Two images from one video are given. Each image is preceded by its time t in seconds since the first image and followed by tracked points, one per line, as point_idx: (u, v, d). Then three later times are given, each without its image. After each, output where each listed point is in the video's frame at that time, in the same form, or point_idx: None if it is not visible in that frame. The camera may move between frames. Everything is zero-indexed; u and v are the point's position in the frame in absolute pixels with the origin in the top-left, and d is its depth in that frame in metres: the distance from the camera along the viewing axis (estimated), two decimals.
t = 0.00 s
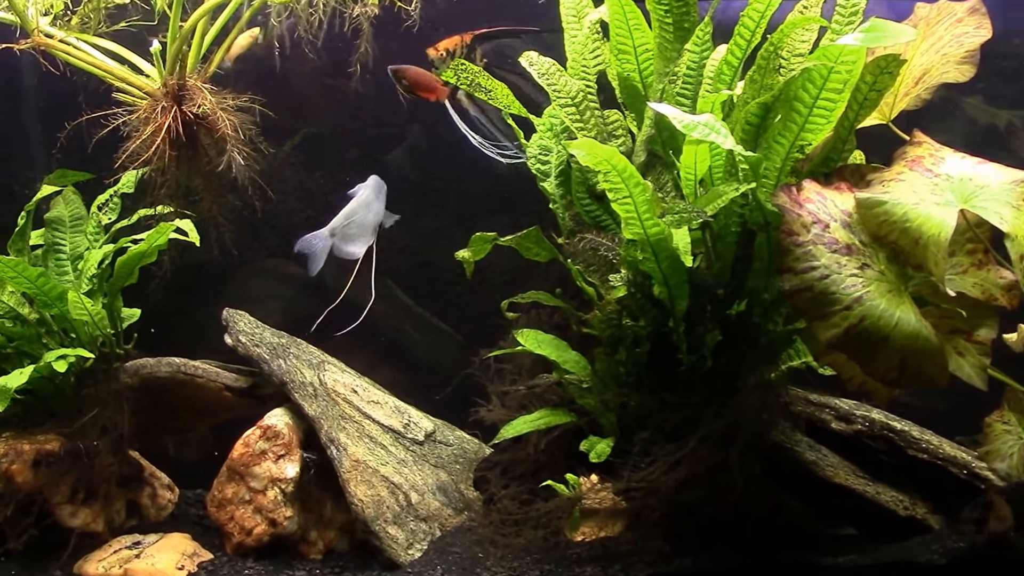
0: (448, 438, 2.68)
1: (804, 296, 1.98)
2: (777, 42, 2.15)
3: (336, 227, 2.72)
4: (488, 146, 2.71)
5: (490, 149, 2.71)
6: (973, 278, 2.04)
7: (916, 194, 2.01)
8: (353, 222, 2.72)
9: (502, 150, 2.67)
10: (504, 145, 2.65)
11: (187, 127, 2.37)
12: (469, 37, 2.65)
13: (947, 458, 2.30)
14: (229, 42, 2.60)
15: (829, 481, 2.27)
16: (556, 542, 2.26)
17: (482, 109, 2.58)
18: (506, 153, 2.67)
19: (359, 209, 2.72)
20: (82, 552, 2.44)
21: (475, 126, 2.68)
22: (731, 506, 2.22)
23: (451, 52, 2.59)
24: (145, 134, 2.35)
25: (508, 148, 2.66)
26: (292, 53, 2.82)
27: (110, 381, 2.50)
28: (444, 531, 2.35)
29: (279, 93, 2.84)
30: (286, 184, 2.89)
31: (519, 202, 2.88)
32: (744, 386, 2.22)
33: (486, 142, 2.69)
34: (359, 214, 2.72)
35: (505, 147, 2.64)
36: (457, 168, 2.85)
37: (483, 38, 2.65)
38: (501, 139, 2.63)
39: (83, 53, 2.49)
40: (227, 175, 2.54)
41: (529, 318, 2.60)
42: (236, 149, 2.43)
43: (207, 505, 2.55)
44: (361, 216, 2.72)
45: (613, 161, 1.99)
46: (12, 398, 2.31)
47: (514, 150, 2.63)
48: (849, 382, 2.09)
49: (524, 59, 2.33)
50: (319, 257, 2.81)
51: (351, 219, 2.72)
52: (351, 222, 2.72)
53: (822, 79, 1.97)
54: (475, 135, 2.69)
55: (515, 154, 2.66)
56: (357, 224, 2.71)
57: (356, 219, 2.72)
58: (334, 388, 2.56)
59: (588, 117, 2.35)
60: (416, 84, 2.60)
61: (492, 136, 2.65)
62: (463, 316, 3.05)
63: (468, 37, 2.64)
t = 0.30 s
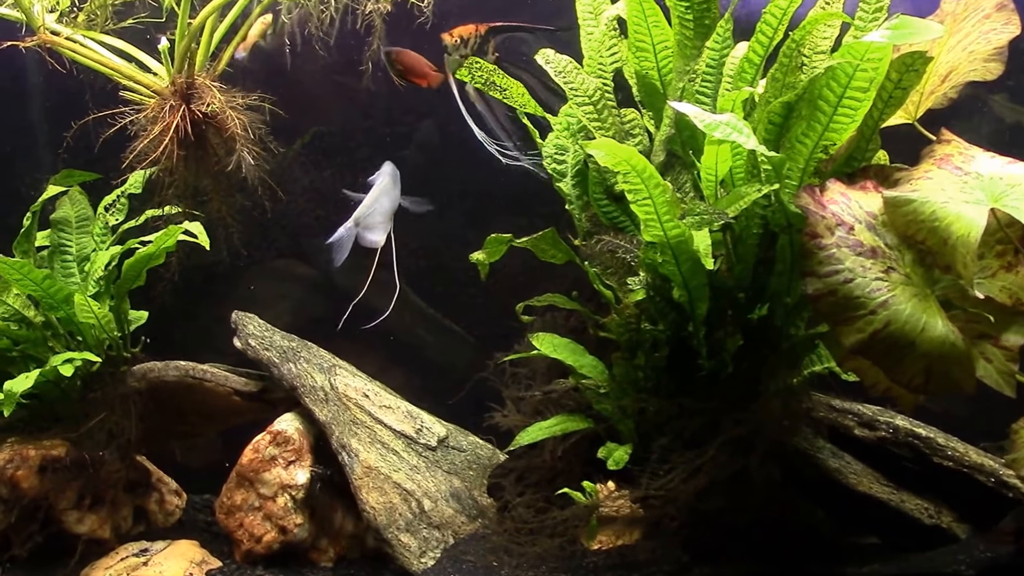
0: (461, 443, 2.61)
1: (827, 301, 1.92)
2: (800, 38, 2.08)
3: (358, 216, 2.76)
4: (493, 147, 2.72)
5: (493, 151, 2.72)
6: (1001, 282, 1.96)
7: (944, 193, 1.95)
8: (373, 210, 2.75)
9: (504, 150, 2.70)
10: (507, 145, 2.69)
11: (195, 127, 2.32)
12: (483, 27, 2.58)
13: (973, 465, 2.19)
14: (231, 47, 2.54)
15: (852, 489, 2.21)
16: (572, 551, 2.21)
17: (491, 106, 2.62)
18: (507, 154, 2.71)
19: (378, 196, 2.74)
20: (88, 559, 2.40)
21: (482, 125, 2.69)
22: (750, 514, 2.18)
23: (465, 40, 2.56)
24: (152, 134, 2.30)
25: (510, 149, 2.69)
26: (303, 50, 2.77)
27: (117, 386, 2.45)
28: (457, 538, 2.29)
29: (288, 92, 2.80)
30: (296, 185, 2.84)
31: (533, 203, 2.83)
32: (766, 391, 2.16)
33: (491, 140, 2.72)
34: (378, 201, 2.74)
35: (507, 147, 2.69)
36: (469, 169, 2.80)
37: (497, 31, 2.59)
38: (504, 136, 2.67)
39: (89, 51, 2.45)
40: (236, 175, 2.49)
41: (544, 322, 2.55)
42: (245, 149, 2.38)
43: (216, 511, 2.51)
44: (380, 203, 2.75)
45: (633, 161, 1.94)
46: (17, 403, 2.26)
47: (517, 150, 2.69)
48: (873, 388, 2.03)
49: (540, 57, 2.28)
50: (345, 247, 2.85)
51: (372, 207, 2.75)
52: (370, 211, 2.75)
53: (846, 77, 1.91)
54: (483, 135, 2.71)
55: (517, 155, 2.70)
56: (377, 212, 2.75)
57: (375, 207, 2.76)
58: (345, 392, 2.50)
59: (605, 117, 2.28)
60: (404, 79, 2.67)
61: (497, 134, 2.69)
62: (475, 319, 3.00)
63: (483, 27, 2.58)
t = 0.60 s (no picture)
0: (477, 450, 2.53)
1: (856, 305, 1.85)
2: (828, 34, 2.00)
3: (384, 202, 2.71)
4: (508, 147, 2.68)
5: (508, 150, 2.68)
6: None
7: (980, 192, 1.84)
8: (399, 195, 2.69)
9: (518, 148, 2.67)
10: (521, 143, 2.65)
11: (205, 124, 2.25)
12: (503, 14, 2.51)
13: (1008, 474, 2.12)
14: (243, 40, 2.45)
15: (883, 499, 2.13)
16: (592, 562, 2.13)
17: (506, 103, 2.58)
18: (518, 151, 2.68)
19: (401, 181, 2.68)
20: (94, 568, 2.33)
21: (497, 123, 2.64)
22: (776, 523, 2.11)
23: (484, 26, 2.49)
24: (160, 130, 2.23)
25: (524, 148, 2.66)
26: (316, 46, 2.73)
27: (125, 390, 2.38)
28: (473, 548, 2.18)
29: (300, 87, 2.76)
30: (308, 182, 2.82)
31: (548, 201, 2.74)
32: (793, 398, 2.07)
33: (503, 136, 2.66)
34: (402, 187, 2.69)
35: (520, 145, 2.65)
36: (484, 167, 2.74)
37: (516, 19, 2.51)
38: (518, 134, 2.64)
39: (96, 46, 2.38)
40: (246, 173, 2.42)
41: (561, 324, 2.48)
42: (256, 146, 2.31)
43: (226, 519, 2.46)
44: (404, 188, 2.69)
45: (657, 161, 1.88)
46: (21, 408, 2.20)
47: (530, 149, 2.66)
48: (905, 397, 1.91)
49: (560, 52, 2.22)
50: (371, 232, 2.80)
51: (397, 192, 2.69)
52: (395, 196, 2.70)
53: (878, 73, 1.82)
54: (500, 135, 2.65)
55: (531, 154, 2.67)
56: (402, 198, 2.69)
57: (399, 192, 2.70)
58: (358, 397, 2.43)
59: (627, 113, 2.22)
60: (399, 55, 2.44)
61: (511, 132, 2.64)
62: (489, 321, 2.93)
63: (503, 14, 2.50)
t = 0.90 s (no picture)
0: (495, 457, 2.44)
1: (895, 310, 1.74)
2: (866, 25, 1.88)
3: (414, 186, 2.53)
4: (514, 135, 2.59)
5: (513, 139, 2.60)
6: None
7: None
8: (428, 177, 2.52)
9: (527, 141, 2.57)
10: (532, 136, 2.56)
11: (214, 120, 2.17)
12: None
13: None
14: (256, 32, 2.39)
15: (919, 511, 2.05)
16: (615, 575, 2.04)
17: (524, 95, 2.48)
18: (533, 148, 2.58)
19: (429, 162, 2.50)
20: None
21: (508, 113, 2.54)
22: (806, 535, 2.04)
23: (508, 6, 2.35)
24: (169, 126, 2.15)
25: (532, 141, 2.57)
26: (331, 38, 2.65)
27: (133, 395, 2.31)
28: (491, 558, 2.08)
29: (315, 81, 2.72)
30: (320, 180, 2.78)
31: (567, 199, 2.66)
32: (827, 406, 1.99)
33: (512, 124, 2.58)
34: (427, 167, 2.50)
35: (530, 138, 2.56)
36: (500, 163, 2.65)
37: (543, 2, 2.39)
38: (528, 124, 2.54)
39: (102, 39, 2.31)
40: (257, 170, 2.34)
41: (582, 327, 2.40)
42: (268, 142, 2.22)
43: (236, 527, 2.38)
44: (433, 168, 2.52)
45: (687, 158, 1.80)
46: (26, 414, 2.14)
47: (540, 142, 2.56)
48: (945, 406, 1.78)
49: (584, 44, 2.13)
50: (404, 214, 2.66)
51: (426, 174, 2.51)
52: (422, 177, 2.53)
53: (921, 67, 1.71)
54: (513, 125, 2.56)
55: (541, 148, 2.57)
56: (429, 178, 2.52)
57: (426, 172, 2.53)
58: (372, 402, 2.35)
59: (654, 109, 2.12)
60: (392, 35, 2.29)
61: (523, 124, 2.55)
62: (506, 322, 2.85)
63: None
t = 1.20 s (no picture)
0: (515, 464, 2.36)
1: (943, 315, 1.64)
2: (913, 12, 1.77)
3: (440, 167, 2.39)
4: (523, 121, 2.47)
5: (522, 125, 2.48)
6: None
7: None
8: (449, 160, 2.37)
9: (540, 131, 2.47)
10: (547, 128, 2.47)
11: (225, 113, 2.08)
12: None
13: None
14: (268, 21, 2.30)
15: (962, 524, 1.94)
16: None
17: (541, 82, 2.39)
18: (549, 140, 2.48)
19: (446, 143, 2.33)
20: None
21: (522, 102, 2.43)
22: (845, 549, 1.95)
23: None
24: (178, 120, 2.05)
25: (546, 132, 2.47)
26: (347, 28, 2.56)
27: (141, 399, 2.22)
28: (513, 571, 1.98)
29: (329, 72, 2.62)
30: (333, 176, 2.70)
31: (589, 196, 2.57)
32: (868, 414, 1.90)
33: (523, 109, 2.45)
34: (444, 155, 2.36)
35: (545, 128, 2.46)
36: (519, 158, 2.55)
37: None
38: (544, 115, 2.45)
39: (109, 28, 2.21)
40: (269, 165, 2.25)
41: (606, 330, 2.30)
42: (282, 137, 2.14)
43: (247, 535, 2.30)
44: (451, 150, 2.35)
45: (724, 154, 1.71)
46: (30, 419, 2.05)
47: (554, 133, 2.47)
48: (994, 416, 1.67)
49: (613, 34, 2.03)
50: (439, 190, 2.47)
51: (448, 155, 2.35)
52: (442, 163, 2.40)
53: (973, 58, 1.58)
54: (526, 113, 2.44)
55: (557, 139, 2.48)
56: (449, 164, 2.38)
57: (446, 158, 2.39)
58: (389, 407, 2.26)
59: (687, 103, 2.02)
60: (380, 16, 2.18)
61: (539, 114, 2.44)
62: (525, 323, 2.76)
63: None
